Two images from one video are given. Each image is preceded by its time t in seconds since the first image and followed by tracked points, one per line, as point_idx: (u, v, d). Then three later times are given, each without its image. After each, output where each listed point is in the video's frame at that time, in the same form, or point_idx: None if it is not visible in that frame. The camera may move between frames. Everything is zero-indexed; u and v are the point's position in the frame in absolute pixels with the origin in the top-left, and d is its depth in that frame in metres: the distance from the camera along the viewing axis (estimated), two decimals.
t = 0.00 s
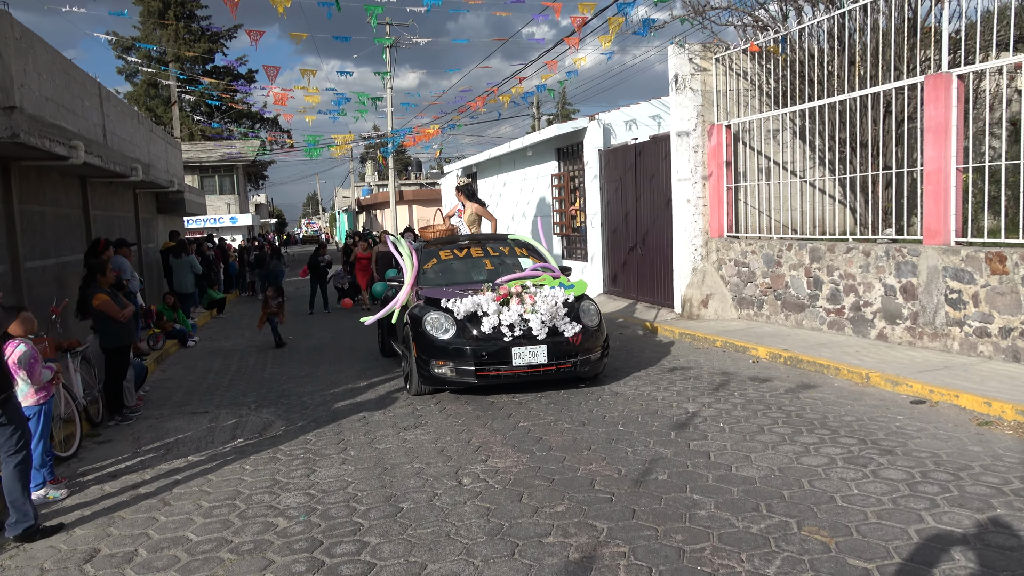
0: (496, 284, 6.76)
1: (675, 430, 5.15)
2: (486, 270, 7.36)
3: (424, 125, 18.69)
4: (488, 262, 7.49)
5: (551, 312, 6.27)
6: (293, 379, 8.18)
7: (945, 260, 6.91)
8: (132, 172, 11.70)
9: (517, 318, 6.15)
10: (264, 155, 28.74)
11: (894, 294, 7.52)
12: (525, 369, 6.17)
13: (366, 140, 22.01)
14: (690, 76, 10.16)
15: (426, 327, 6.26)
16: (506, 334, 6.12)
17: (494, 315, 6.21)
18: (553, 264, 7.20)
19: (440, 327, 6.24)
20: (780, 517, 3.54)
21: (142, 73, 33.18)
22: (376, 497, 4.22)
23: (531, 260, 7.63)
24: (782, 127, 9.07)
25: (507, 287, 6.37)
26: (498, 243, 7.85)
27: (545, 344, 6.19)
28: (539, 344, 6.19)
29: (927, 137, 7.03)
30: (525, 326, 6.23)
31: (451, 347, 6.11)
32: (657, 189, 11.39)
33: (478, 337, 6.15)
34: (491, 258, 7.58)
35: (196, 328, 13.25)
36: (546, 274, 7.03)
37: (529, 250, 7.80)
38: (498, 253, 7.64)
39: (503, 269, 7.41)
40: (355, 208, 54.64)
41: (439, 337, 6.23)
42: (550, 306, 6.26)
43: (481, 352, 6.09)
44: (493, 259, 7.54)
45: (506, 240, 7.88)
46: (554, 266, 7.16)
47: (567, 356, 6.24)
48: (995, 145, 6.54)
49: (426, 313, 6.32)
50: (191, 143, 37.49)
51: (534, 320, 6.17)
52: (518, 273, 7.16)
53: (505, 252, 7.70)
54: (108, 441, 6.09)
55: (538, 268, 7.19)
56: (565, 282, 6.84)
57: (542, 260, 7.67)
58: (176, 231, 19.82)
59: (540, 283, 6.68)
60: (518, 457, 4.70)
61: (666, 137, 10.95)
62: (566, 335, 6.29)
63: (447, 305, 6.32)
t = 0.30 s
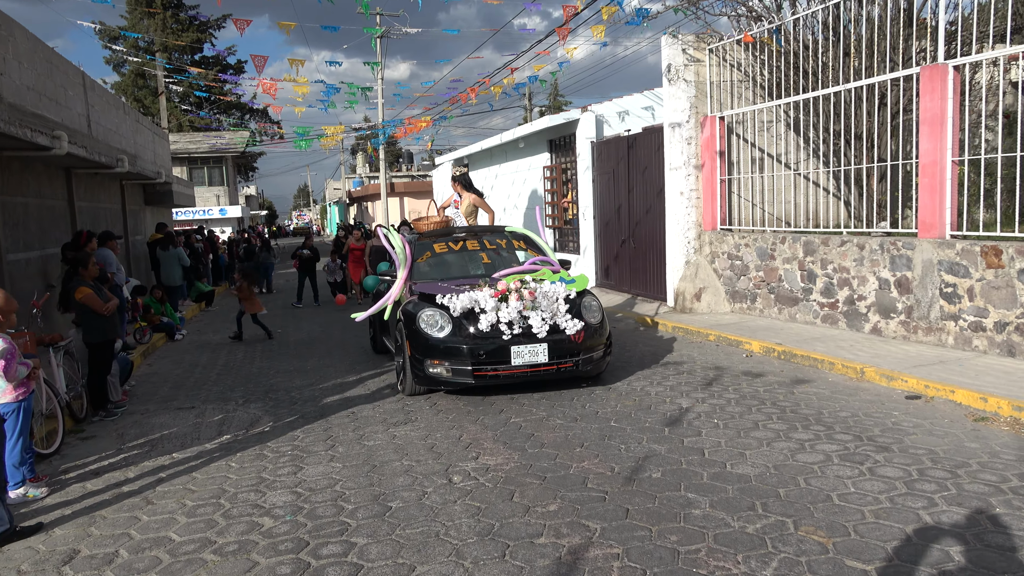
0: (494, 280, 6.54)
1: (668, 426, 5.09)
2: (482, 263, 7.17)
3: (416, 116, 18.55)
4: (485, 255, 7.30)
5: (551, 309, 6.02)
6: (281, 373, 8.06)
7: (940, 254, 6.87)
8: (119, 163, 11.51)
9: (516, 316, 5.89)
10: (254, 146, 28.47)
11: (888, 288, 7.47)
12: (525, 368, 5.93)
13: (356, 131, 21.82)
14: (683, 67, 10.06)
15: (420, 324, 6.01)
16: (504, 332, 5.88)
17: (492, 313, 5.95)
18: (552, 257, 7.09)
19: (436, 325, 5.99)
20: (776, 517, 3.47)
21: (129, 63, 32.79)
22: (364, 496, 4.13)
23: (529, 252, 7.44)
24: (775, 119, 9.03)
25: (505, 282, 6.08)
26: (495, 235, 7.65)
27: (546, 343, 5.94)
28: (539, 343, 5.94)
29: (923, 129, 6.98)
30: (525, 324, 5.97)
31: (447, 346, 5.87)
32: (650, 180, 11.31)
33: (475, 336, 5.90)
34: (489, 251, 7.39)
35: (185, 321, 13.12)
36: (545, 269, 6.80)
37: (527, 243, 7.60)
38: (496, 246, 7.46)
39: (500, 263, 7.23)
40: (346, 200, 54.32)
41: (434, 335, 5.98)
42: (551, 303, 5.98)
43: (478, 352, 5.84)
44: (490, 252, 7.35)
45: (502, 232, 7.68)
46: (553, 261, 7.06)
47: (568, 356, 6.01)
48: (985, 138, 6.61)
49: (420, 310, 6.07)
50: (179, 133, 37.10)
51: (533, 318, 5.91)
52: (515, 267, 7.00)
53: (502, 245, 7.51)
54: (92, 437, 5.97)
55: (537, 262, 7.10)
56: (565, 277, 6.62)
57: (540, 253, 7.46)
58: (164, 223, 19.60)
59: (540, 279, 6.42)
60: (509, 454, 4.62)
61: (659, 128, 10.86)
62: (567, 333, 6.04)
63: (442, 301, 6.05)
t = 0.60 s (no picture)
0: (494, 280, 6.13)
1: (664, 427, 4.99)
2: (482, 262, 6.80)
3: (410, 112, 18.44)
4: (485, 253, 6.93)
5: (556, 311, 5.61)
6: (272, 373, 7.94)
7: (939, 252, 6.79)
8: (108, 159, 11.35)
9: (518, 318, 5.50)
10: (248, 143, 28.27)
11: (887, 286, 7.39)
12: (528, 374, 5.53)
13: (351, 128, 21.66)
14: (680, 62, 9.95)
15: (416, 327, 5.62)
16: (506, 336, 5.48)
17: (492, 315, 5.55)
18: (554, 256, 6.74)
19: (433, 328, 5.60)
20: (775, 523, 3.39)
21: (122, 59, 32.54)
22: (352, 501, 4.02)
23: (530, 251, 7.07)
24: (772, 115, 8.99)
25: (507, 282, 5.68)
26: (496, 233, 7.27)
27: (550, 347, 5.54)
28: (543, 347, 5.53)
29: (922, 125, 6.89)
30: (527, 327, 5.57)
31: (444, 351, 5.47)
32: (645, 177, 11.21)
33: (475, 340, 5.49)
34: (488, 249, 7.02)
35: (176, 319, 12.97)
36: (547, 268, 6.39)
37: (528, 240, 7.22)
38: (495, 243, 7.07)
39: (500, 262, 6.85)
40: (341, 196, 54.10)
41: (431, 339, 5.58)
42: (554, 305, 5.58)
43: (477, 357, 5.44)
44: (490, 250, 6.97)
45: (502, 228, 7.31)
46: (556, 260, 6.70)
47: (573, 361, 5.61)
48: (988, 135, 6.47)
49: (416, 312, 5.67)
50: (173, 130, 36.84)
51: (536, 320, 5.51)
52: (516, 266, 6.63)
53: (503, 242, 7.14)
54: (76, 439, 5.84)
55: (539, 260, 6.74)
56: (570, 276, 6.21)
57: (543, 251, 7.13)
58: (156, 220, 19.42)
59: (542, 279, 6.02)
60: (501, 457, 4.52)
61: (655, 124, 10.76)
62: (573, 337, 5.63)
63: (439, 303, 5.65)
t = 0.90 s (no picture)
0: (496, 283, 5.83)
1: (660, 430, 4.89)
2: (482, 262, 6.45)
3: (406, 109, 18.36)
4: (485, 253, 6.58)
5: (561, 316, 5.32)
6: (263, 374, 7.82)
7: (940, 251, 6.69)
8: (99, 157, 11.21)
9: (521, 323, 5.21)
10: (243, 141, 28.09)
11: (887, 285, 7.29)
12: (531, 383, 5.23)
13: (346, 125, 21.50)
14: (677, 58, 9.81)
15: (413, 333, 5.31)
16: (509, 343, 5.18)
17: (495, 320, 5.24)
18: (558, 257, 6.45)
19: (432, 333, 5.29)
20: (775, 533, 3.29)
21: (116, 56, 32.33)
22: (340, 508, 3.91)
23: (532, 250, 6.72)
24: (768, 112, 8.86)
25: (510, 286, 5.40)
26: (496, 232, 6.93)
27: (555, 354, 5.24)
28: (547, 354, 5.23)
29: (923, 122, 6.79)
30: (531, 332, 5.28)
31: (443, 358, 5.17)
32: (642, 174, 11.10)
33: (476, 346, 5.19)
34: (488, 249, 6.67)
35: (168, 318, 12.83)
36: (551, 270, 6.09)
37: (529, 240, 6.90)
38: (495, 243, 6.71)
39: (502, 263, 6.50)
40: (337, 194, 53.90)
41: (429, 345, 5.27)
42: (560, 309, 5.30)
43: (479, 365, 5.14)
44: (490, 250, 6.62)
45: (503, 228, 6.97)
46: (560, 260, 6.41)
47: (579, 368, 5.32)
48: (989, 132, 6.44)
49: (414, 317, 5.37)
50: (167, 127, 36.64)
51: (541, 326, 5.22)
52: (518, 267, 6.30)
53: (504, 242, 6.79)
54: (61, 443, 5.71)
55: (542, 261, 6.43)
56: (574, 279, 5.93)
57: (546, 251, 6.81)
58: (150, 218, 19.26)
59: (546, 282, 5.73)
60: (494, 463, 4.41)
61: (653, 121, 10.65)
62: (579, 343, 5.34)
63: (438, 307, 5.35)
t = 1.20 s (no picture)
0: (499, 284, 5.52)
1: (655, 433, 4.82)
2: (484, 263, 6.05)
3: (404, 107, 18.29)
4: (487, 253, 6.18)
5: (568, 320, 5.02)
6: (256, 373, 7.74)
7: (940, 251, 6.63)
8: (93, 153, 11.11)
9: (526, 328, 4.91)
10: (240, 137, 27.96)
11: (886, 286, 7.23)
12: (537, 391, 4.93)
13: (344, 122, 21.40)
14: (676, 56, 9.72)
15: (412, 337, 5.01)
16: (513, 348, 4.88)
17: (498, 324, 4.94)
18: (564, 258, 6.15)
19: (432, 338, 4.99)
20: (773, 539, 3.23)
21: (113, 52, 32.20)
22: (331, 512, 3.84)
23: (536, 250, 6.34)
24: (769, 111, 8.85)
25: (514, 288, 5.10)
26: (498, 230, 6.52)
27: (562, 360, 4.94)
28: (554, 360, 4.93)
29: (923, 121, 6.72)
30: (537, 337, 4.97)
31: (443, 364, 4.86)
32: (641, 173, 11.02)
33: (478, 352, 4.89)
34: (490, 249, 6.27)
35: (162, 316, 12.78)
36: (557, 271, 5.78)
37: (533, 239, 6.53)
38: (498, 243, 6.31)
39: (506, 263, 6.11)
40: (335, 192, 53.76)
41: (429, 350, 4.97)
42: (567, 312, 5.00)
43: (482, 372, 4.83)
44: (492, 250, 6.23)
45: (506, 226, 6.57)
46: (566, 261, 6.12)
47: (588, 375, 5.02)
48: (986, 131, 6.32)
49: (412, 320, 5.07)
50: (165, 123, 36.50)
51: (547, 330, 4.91)
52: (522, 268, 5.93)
53: (506, 241, 6.40)
54: (50, 443, 5.63)
55: (547, 262, 6.11)
56: (580, 280, 5.65)
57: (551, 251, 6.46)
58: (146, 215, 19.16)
59: (552, 284, 5.42)
60: (488, 466, 4.34)
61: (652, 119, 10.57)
62: (587, 348, 5.04)
63: (439, 310, 5.05)
